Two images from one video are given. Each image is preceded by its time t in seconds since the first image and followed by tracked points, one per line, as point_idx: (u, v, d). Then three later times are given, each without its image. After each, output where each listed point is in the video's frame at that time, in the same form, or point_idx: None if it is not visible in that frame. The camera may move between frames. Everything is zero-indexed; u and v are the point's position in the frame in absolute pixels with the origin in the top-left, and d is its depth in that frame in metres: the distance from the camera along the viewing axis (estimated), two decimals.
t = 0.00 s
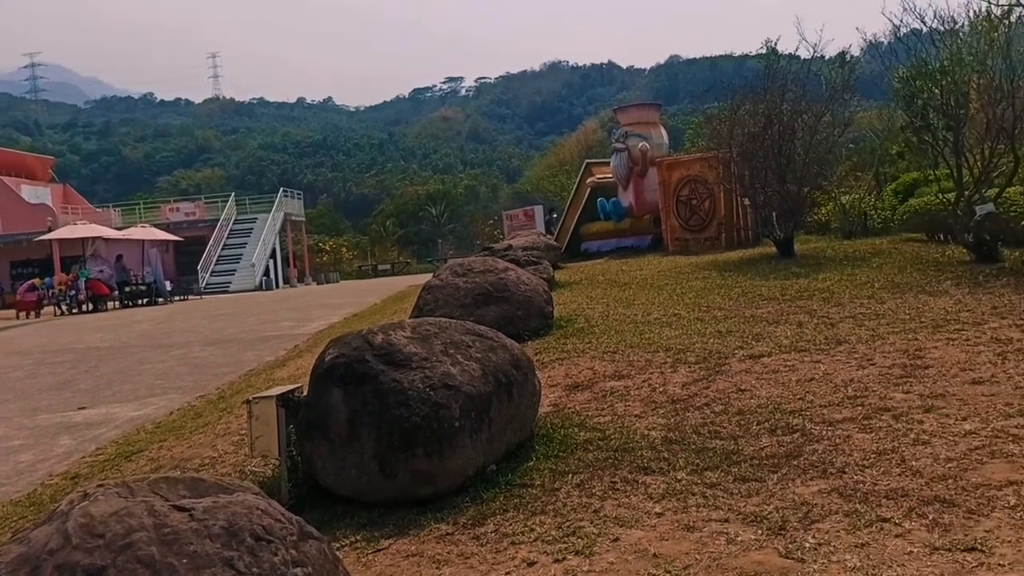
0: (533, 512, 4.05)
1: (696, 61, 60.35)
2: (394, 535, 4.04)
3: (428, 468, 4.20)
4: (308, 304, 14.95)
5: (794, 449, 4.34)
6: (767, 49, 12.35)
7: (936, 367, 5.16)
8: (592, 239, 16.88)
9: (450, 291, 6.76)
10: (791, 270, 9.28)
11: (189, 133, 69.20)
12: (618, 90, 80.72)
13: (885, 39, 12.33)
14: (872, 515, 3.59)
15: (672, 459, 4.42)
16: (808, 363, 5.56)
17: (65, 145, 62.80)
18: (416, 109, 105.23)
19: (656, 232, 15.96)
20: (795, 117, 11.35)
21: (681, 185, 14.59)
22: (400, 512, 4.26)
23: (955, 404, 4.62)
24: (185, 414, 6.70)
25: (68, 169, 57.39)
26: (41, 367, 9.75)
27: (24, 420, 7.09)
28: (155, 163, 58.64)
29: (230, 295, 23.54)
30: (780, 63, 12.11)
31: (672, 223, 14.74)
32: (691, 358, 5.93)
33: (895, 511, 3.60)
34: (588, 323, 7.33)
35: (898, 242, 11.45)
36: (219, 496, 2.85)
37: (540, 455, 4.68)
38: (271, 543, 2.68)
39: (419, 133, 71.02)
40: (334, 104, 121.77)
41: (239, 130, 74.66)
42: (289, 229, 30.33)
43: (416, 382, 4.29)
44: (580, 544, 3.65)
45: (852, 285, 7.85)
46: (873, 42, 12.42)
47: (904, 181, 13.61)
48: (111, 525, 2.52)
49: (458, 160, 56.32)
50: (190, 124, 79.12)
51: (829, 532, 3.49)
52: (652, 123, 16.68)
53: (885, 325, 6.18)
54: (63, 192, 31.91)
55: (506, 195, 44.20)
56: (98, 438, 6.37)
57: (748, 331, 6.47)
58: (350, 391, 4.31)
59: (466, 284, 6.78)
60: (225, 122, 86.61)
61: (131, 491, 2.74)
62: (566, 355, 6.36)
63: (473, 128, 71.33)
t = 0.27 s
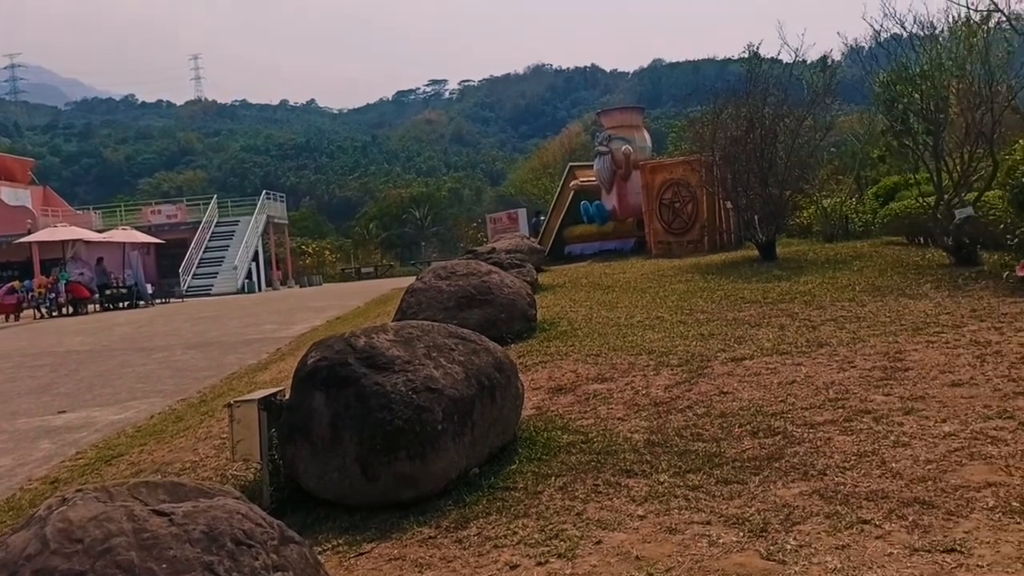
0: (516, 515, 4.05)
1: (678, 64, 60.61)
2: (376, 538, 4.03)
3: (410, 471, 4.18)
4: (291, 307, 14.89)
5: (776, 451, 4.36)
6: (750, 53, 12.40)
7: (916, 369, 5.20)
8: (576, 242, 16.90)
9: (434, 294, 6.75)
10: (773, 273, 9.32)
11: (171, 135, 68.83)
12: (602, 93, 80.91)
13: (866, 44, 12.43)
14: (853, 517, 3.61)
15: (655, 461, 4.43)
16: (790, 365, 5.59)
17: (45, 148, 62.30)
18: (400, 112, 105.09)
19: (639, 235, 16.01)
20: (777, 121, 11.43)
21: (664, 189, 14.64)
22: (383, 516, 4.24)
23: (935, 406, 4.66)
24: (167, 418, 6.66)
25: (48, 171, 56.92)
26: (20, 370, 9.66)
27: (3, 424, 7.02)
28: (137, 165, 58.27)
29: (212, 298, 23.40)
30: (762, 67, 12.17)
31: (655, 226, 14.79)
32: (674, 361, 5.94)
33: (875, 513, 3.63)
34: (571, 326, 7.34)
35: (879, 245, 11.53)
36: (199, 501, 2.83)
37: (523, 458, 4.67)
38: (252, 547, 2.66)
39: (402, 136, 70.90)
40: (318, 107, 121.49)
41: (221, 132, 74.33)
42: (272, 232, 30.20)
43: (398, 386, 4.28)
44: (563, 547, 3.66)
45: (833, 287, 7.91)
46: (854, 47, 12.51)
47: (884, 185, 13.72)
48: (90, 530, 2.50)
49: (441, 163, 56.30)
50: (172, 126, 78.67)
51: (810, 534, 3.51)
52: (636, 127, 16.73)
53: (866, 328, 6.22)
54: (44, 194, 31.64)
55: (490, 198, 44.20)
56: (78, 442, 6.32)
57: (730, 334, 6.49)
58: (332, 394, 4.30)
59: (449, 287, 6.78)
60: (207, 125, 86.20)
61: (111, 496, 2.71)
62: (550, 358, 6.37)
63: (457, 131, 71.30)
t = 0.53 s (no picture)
0: (501, 518, 4.05)
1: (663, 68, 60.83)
2: (360, 542, 4.01)
3: (395, 474, 4.17)
4: (276, 310, 14.83)
5: (759, 454, 4.38)
6: (734, 57, 12.44)
7: (898, 372, 5.23)
8: (562, 245, 16.92)
9: (419, 297, 6.74)
10: (758, 276, 9.36)
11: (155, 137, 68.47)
12: (588, 97, 81.07)
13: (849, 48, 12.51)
14: (835, 519, 3.63)
15: (639, 464, 4.44)
16: (774, 368, 5.61)
17: (26, 149, 61.82)
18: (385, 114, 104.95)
19: (625, 238, 16.05)
20: (761, 125, 11.48)
21: (649, 192, 14.67)
22: (367, 519, 4.23)
23: (918, 408, 4.69)
24: (150, 422, 6.61)
25: (31, 173, 56.47)
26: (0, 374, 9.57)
27: None
28: (120, 167, 57.92)
29: (195, 301, 23.26)
30: (746, 71, 12.21)
31: (640, 230, 14.82)
32: (658, 364, 5.96)
33: (858, 515, 3.64)
34: (556, 329, 7.35)
35: (861, 249, 11.60)
36: (181, 505, 2.81)
37: (508, 461, 4.67)
38: (235, 552, 2.65)
39: (388, 139, 70.77)
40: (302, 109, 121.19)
41: (205, 134, 73.98)
42: (256, 235, 30.08)
43: (383, 389, 4.27)
44: (547, 550, 3.66)
45: (816, 291, 7.95)
46: (838, 51, 12.59)
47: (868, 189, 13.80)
48: (71, 534, 2.48)
49: (427, 166, 56.25)
50: (156, 128, 78.25)
51: (793, 536, 3.52)
52: (621, 130, 16.77)
53: (849, 331, 6.25)
54: (25, 196, 31.38)
55: (475, 201, 44.18)
56: (59, 446, 6.27)
57: (715, 337, 6.51)
58: (316, 397, 4.28)
59: (434, 290, 6.78)
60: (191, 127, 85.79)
61: (92, 500, 2.69)
62: (535, 361, 6.37)
63: (442, 134, 71.24)
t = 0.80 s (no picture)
0: (485, 521, 4.04)
1: (648, 70, 61.01)
2: (345, 545, 4.00)
3: (379, 477, 4.16)
4: (261, 313, 14.76)
5: (743, 455, 4.40)
6: (719, 60, 12.47)
7: (881, 374, 5.26)
8: (547, 247, 16.94)
9: (404, 299, 6.74)
10: (742, 278, 9.40)
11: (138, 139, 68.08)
12: (574, 99, 81.20)
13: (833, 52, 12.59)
14: (818, 520, 3.65)
15: (624, 466, 4.45)
16: (758, 370, 5.63)
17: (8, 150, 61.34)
18: (371, 116, 104.73)
19: (610, 240, 16.09)
20: (746, 128, 11.53)
21: (634, 195, 14.71)
22: (351, 522, 4.22)
23: (900, 410, 4.72)
24: (133, 425, 6.57)
25: (13, 174, 55.99)
26: None
27: None
28: (104, 169, 57.65)
29: (180, 304, 23.15)
30: (731, 74, 12.25)
31: (626, 232, 14.85)
32: (643, 365, 5.97)
33: (841, 516, 3.66)
34: (542, 331, 7.35)
35: (845, 251, 11.67)
36: (163, 508, 2.80)
37: (493, 464, 4.67)
38: (217, 555, 2.64)
39: (374, 141, 70.64)
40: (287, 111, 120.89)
41: (189, 136, 73.69)
42: (241, 237, 29.95)
43: (367, 392, 4.26)
44: (532, 552, 3.66)
45: (801, 293, 7.98)
46: (822, 55, 12.66)
47: (851, 191, 13.87)
48: (51, 538, 2.46)
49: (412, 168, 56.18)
50: (140, 129, 77.86)
51: (777, 537, 3.54)
52: (606, 133, 16.80)
53: (833, 333, 6.28)
54: (7, 198, 31.14)
55: (461, 203, 44.17)
56: (41, 450, 6.22)
57: (699, 339, 6.54)
58: (301, 400, 4.27)
59: (419, 293, 6.77)
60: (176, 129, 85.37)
61: (73, 504, 2.67)
62: (520, 363, 6.37)
63: (428, 136, 71.19)
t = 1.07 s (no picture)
0: (469, 522, 4.04)
1: (633, 72, 61.16)
2: (328, 547, 3.99)
3: (363, 479, 4.15)
4: (245, 314, 14.69)
5: (727, 456, 4.42)
6: (703, 63, 12.50)
7: (863, 374, 5.29)
8: (533, 249, 16.95)
9: (388, 300, 6.73)
10: (726, 280, 9.44)
11: (121, 139, 67.65)
12: (560, 100, 81.29)
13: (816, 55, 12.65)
14: (801, 520, 3.67)
15: (608, 467, 4.46)
16: (741, 371, 5.66)
17: None
18: (357, 117, 104.49)
19: (595, 242, 16.12)
20: (730, 130, 11.58)
21: (619, 196, 14.75)
22: (335, 524, 4.20)
23: (882, 410, 4.75)
24: (116, 427, 6.53)
25: None
26: None
27: None
28: (87, 170, 57.30)
29: (163, 305, 23.01)
30: (715, 76, 12.29)
31: (611, 233, 14.88)
32: (628, 367, 5.98)
33: (823, 516, 3.68)
34: (526, 333, 7.35)
35: (829, 252, 11.74)
36: (143, 512, 2.78)
37: (477, 465, 4.67)
38: (197, 558, 2.63)
39: (359, 142, 70.47)
40: (272, 111, 120.44)
41: (173, 136, 73.29)
42: (225, 238, 29.82)
43: (351, 394, 4.25)
44: (515, 554, 3.66)
45: (784, 294, 8.03)
46: (805, 58, 12.73)
47: (835, 194, 13.95)
48: (30, 542, 2.44)
49: (398, 169, 56.09)
50: (123, 130, 77.38)
51: (759, 538, 3.55)
52: (592, 134, 16.83)
53: (816, 334, 6.31)
54: None
55: (447, 204, 44.14)
56: (22, 452, 6.17)
57: (683, 340, 6.56)
58: (284, 402, 4.25)
59: (404, 294, 6.77)
60: (160, 129, 84.92)
61: (52, 507, 2.65)
62: (505, 365, 6.37)
63: (414, 137, 71.11)
